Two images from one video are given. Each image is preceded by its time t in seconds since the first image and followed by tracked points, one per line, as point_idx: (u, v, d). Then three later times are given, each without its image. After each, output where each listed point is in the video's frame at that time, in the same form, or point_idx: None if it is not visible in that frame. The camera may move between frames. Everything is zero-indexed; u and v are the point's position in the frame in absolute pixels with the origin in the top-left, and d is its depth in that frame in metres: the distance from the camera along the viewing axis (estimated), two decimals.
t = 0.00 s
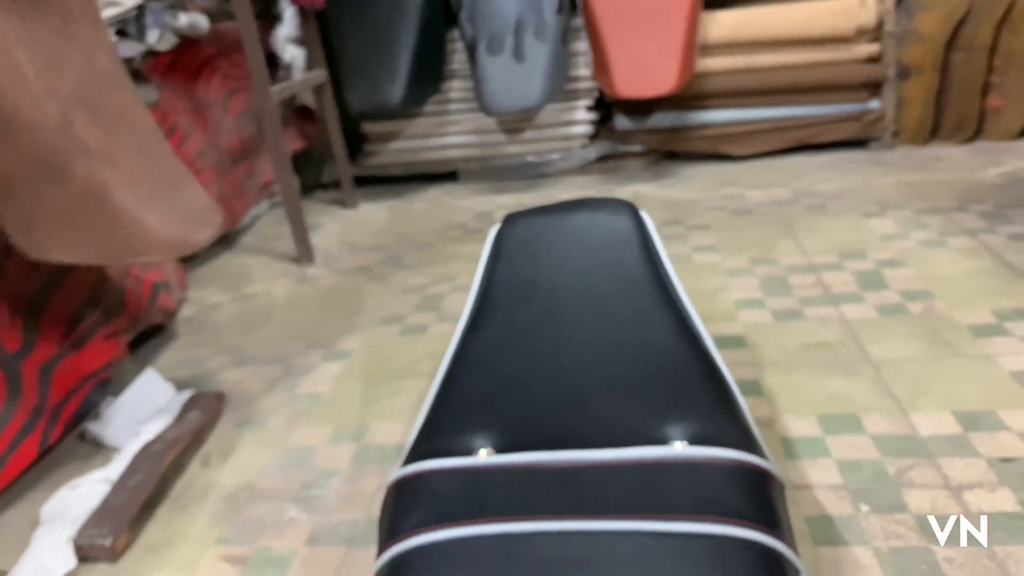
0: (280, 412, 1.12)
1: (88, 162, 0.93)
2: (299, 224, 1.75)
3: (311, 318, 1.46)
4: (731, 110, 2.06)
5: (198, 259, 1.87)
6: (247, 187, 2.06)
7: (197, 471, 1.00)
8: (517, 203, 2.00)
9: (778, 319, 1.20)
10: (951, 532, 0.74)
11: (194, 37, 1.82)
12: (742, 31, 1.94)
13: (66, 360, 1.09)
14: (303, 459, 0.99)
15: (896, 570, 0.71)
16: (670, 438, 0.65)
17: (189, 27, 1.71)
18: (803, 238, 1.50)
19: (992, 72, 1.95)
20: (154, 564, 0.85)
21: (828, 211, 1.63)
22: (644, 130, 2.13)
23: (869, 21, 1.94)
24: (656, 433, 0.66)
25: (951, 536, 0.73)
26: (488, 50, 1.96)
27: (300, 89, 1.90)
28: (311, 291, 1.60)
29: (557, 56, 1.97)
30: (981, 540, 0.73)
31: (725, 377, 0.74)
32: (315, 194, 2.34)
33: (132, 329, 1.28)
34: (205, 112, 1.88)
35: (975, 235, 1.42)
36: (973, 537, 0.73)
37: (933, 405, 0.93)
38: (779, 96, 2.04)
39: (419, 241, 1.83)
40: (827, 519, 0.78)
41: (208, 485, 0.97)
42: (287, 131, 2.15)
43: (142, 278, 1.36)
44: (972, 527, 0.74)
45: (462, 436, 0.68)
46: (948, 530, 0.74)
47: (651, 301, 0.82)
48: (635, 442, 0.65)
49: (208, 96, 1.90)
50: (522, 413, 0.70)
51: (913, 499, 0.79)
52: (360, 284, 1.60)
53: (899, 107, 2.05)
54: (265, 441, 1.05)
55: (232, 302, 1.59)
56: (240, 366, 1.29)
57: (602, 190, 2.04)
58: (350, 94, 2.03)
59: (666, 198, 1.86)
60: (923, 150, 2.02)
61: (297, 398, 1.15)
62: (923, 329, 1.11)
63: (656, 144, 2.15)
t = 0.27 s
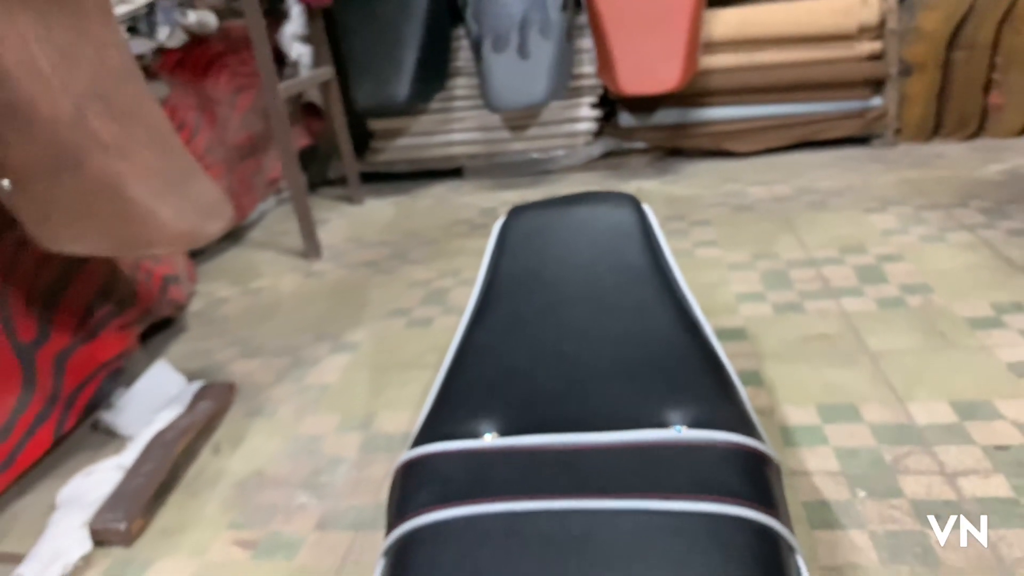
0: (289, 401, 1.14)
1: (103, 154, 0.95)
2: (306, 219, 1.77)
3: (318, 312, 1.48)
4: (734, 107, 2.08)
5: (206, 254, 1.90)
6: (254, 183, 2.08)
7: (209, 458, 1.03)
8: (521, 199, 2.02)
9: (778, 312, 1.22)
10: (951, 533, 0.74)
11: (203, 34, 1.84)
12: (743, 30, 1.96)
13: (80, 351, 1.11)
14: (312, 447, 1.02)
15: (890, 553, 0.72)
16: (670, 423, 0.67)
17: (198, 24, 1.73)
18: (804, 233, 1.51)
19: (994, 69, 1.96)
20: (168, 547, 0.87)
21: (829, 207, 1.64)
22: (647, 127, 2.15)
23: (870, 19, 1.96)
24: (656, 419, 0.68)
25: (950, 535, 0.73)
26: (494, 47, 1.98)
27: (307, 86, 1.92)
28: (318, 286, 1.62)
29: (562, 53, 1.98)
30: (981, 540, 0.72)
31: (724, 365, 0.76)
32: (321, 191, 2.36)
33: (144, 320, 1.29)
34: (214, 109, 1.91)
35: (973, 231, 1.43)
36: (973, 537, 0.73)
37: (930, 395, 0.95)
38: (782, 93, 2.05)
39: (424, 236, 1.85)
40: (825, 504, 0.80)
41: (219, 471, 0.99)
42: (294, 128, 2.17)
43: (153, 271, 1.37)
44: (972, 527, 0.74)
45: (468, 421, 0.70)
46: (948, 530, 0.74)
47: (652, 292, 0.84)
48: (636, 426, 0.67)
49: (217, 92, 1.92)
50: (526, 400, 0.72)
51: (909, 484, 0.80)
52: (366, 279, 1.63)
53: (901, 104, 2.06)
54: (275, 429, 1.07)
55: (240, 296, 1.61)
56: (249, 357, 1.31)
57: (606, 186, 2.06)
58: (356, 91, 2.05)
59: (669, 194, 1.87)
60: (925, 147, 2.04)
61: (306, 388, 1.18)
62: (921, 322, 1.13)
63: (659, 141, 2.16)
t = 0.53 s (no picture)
0: (297, 393, 1.16)
1: (115, 149, 0.97)
2: (313, 215, 1.79)
3: (325, 306, 1.50)
4: (738, 104, 2.09)
5: (214, 249, 1.92)
6: (261, 180, 2.10)
7: (219, 448, 1.05)
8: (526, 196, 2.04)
9: (780, 306, 1.23)
10: (951, 533, 0.74)
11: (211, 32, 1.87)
12: (746, 29, 1.98)
13: (92, 343, 1.13)
14: (320, 437, 1.03)
15: (888, 539, 0.74)
16: (670, 411, 0.69)
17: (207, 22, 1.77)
18: (806, 229, 1.53)
19: (997, 67, 1.98)
20: (179, 533, 0.89)
21: (832, 203, 1.66)
22: (651, 124, 2.16)
23: (873, 18, 1.96)
24: (658, 407, 0.69)
25: (950, 536, 0.73)
26: (499, 45, 1.99)
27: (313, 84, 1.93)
28: (325, 281, 1.64)
29: (566, 51, 2.00)
30: (981, 540, 0.72)
31: (724, 354, 0.77)
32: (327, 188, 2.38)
33: (154, 314, 1.31)
34: (222, 106, 1.92)
35: (975, 227, 1.44)
36: (973, 537, 0.73)
37: (928, 387, 0.96)
38: (785, 91, 2.06)
39: (429, 233, 1.87)
40: (824, 492, 0.81)
41: (229, 460, 1.01)
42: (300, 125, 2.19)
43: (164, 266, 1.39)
44: (972, 527, 0.74)
45: (473, 409, 0.72)
46: (948, 530, 0.74)
47: (654, 283, 0.86)
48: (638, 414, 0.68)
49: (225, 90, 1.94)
50: (530, 389, 0.73)
51: (907, 473, 0.82)
52: (373, 274, 1.64)
53: (904, 102, 2.07)
54: (284, 420, 1.09)
55: (248, 291, 1.63)
56: (257, 351, 1.33)
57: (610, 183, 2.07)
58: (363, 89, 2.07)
59: (672, 191, 1.89)
60: (927, 144, 2.05)
61: (314, 380, 1.20)
62: (920, 316, 1.14)
63: (663, 139, 2.17)
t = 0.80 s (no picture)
0: (301, 388, 1.17)
1: (121, 147, 0.98)
2: (316, 213, 1.80)
3: (328, 303, 1.51)
4: (739, 103, 2.10)
5: (218, 247, 1.93)
6: (265, 178, 2.11)
7: (224, 443, 1.06)
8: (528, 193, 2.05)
9: (780, 302, 1.24)
10: (951, 533, 0.73)
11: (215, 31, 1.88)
12: (747, 27, 1.99)
13: (99, 339, 1.14)
14: (324, 432, 1.05)
15: (885, 530, 0.75)
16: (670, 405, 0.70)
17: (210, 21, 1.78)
18: (807, 227, 1.53)
19: (997, 65, 1.97)
20: (186, 526, 0.90)
21: (833, 201, 1.66)
22: (653, 122, 2.17)
23: (874, 15, 1.97)
24: (657, 401, 0.70)
25: (950, 536, 0.73)
26: (501, 43, 2.00)
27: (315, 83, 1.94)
28: (328, 278, 1.65)
29: (568, 50, 2.01)
30: (981, 540, 0.72)
31: (725, 352, 0.78)
32: (331, 186, 2.39)
33: (160, 311, 1.32)
34: (226, 105, 1.93)
35: (974, 223, 1.44)
36: (973, 537, 0.73)
37: (926, 381, 0.97)
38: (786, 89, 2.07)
39: (432, 230, 1.88)
40: (822, 484, 0.82)
41: (235, 454, 1.02)
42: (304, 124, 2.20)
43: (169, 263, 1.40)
44: (972, 527, 0.74)
45: (476, 403, 0.73)
46: (948, 530, 0.74)
47: (655, 280, 0.86)
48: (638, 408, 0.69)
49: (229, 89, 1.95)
50: (532, 384, 0.75)
51: (904, 466, 0.83)
52: (376, 272, 1.65)
53: (905, 100, 2.08)
54: (288, 415, 1.10)
55: (252, 288, 1.64)
56: (262, 347, 1.35)
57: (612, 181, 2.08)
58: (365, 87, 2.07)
59: (674, 189, 1.89)
60: (928, 142, 2.05)
61: (318, 376, 1.21)
62: (919, 311, 1.15)
63: (665, 137, 2.18)
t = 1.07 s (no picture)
0: (304, 383, 1.18)
1: (127, 145, 0.99)
2: (317, 211, 1.81)
3: (330, 300, 1.52)
4: (737, 101, 2.11)
5: (220, 245, 1.94)
6: (266, 176, 2.12)
7: (228, 436, 1.07)
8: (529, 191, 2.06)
9: (778, 298, 1.25)
10: (951, 532, 0.73)
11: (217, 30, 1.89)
12: (745, 26, 2.00)
13: (102, 335, 1.15)
14: (326, 426, 1.06)
15: (878, 521, 0.76)
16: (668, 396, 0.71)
17: (212, 20, 1.79)
18: (805, 224, 1.54)
19: (995, 63, 1.98)
20: (189, 517, 0.91)
21: (831, 198, 1.67)
22: (652, 120, 2.19)
23: (872, 14, 1.98)
24: (655, 392, 0.71)
25: (950, 535, 0.73)
26: (501, 41, 2.01)
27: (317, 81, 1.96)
28: (330, 275, 1.66)
29: (568, 48, 2.02)
30: (981, 540, 0.72)
31: (723, 347, 0.79)
32: (332, 184, 2.41)
33: (162, 306, 1.33)
34: (227, 103, 1.94)
35: (972, 220, 1.45)
36: (973, 537, 0.73)
37: (921, 375, 0.98)
38: (784, 87, 2.09)
39: (433, 228, 1.89)
40: (817, 476, 0.83)
41: (238, 448, 1.03)
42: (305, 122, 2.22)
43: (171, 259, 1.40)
44: (972, 527, 0.74)
45: (477, 395, 0.74)
46: (948, 530, 0.74)
47: (653, 275, 0.87)
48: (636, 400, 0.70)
49: (230, 87, 1.95)
50: (532, 376, 0.76)
51: (898, 458, 0.84)
52: (377, 269, 1.67)
53: (903, 98, 2.09)
54: (291, 409, 1.11)
55: (254, 285, 1.65)
56: (264, 342, 1.36)
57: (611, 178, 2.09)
58: (365, 86, 2.09)
59: (673, 186, 1.90)
60: (927, 139, 2.06)
61: (320, 370, 1.22)
62: (916, 307, 1.16)
63: (664, 135, 2.19)
